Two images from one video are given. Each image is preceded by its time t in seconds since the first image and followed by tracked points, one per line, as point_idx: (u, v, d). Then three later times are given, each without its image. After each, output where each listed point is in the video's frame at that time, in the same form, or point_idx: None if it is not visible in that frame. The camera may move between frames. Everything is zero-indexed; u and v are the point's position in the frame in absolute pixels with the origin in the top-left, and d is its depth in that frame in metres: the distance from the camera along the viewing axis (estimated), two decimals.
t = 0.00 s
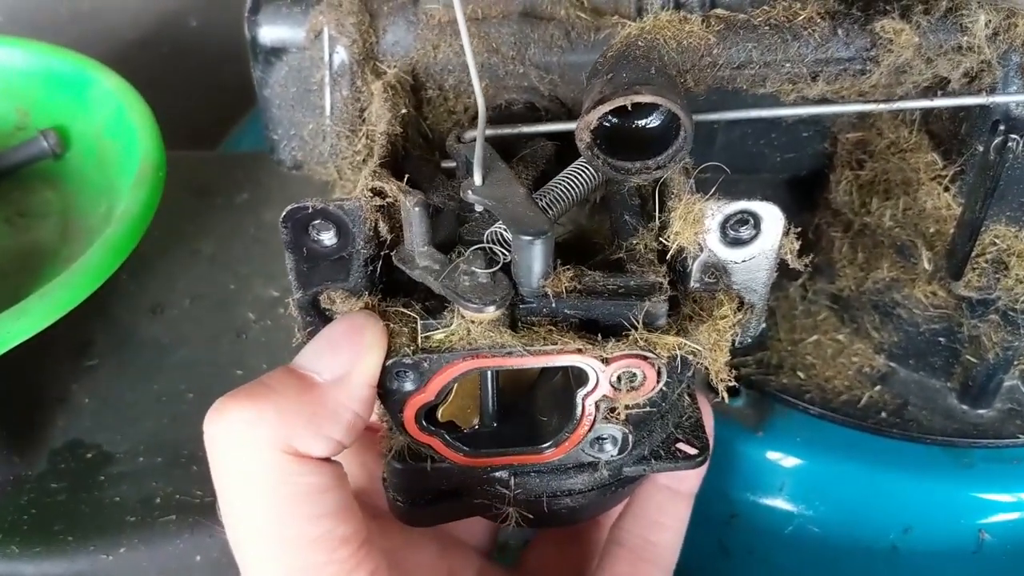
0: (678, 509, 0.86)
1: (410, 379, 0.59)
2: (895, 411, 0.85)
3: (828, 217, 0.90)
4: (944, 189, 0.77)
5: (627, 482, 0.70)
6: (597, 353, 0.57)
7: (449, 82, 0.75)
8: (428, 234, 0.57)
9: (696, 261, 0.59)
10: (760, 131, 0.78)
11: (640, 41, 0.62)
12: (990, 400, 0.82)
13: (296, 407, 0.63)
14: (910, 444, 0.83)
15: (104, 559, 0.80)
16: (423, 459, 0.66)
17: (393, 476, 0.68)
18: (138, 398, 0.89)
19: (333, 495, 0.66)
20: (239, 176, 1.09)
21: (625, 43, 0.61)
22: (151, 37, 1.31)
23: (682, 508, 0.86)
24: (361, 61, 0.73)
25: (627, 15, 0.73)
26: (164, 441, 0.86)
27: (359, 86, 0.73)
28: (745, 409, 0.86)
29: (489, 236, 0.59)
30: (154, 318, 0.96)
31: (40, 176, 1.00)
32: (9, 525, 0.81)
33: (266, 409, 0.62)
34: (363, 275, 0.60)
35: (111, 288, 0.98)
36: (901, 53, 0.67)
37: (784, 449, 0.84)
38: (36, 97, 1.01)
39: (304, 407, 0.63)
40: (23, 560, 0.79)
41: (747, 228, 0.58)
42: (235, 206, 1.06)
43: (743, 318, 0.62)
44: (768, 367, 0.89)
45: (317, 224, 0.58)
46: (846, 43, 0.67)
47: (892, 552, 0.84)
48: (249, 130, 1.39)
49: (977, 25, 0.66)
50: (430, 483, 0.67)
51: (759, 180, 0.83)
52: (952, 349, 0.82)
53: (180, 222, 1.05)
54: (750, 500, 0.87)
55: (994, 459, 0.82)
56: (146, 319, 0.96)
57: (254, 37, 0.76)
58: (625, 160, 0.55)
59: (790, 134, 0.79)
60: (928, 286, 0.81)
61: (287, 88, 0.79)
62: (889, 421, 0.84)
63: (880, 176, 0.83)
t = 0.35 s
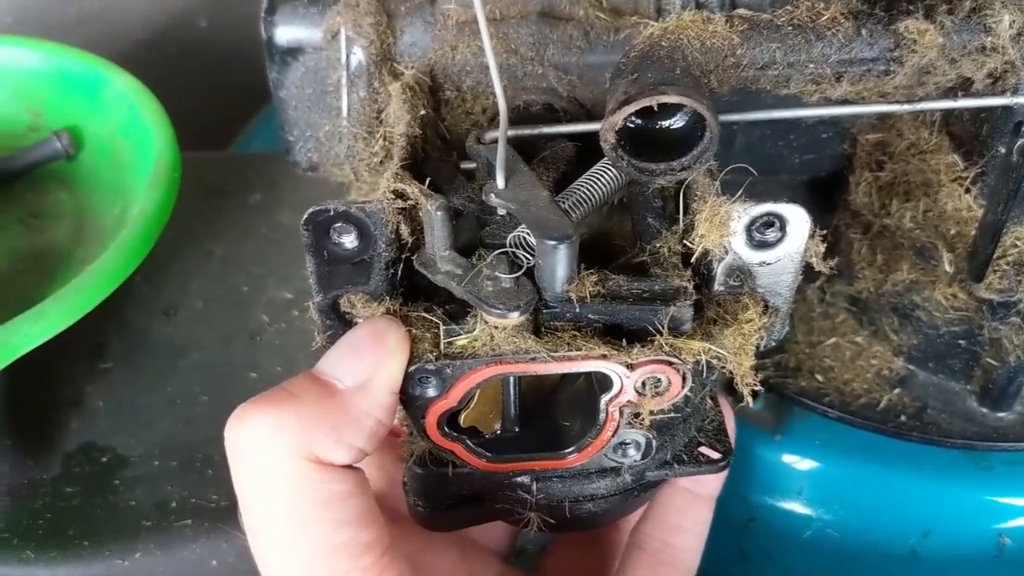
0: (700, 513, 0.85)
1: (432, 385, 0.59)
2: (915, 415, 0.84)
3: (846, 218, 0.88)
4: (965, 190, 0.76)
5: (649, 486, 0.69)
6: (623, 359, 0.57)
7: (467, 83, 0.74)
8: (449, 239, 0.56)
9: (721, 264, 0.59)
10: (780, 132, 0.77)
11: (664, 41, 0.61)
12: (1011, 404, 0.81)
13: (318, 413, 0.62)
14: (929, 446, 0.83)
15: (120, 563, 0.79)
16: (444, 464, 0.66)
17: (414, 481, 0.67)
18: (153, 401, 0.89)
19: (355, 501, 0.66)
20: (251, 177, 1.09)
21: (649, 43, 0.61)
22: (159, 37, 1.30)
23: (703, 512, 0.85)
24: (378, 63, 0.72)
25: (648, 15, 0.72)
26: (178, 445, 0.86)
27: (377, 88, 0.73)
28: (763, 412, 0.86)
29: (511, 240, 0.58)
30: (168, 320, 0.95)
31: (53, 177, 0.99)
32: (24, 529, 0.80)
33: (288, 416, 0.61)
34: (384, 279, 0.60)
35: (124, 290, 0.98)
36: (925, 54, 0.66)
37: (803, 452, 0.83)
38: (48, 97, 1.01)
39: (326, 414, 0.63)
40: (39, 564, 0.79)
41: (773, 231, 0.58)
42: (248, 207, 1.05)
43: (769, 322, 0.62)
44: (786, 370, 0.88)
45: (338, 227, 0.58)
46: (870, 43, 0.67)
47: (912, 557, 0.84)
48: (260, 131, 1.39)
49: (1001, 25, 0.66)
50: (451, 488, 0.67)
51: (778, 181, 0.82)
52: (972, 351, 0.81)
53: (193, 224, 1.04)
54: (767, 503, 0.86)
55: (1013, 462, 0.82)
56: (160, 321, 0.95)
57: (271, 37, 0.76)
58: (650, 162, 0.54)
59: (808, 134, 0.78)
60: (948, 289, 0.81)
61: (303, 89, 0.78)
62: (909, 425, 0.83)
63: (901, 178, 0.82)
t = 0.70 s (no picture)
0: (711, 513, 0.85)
1: (437, 382, 0.58)
2: (925, 417, 0.82)
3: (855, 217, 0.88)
4: (978, 188, 0.76)
5: (658, 484, 0.68)
6: (627, 353, 0.56)
7: (473, 81, 0.74)
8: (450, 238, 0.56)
9: (732, 263, 0.58)
10: (788, 130, 0.76)
11: (670, 38, 0.60)
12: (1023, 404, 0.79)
13: (321, 412, 0.61)
14: (941, 447, 0.82)
15: (122, 566, 0.78)
16: (450, 463, 0.65)
17: (420, 482, 0.66)
18: (156, 402, 0.88)
19: (360, 499, 0.65)
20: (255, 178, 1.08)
21: (655, 40, 0.60)
22: (164, 35, 1.29)
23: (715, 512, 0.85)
24: (384, 60, 0.72)
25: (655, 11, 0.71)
26: (181, 448, 0.85)
27: (382, 85, 0.73)
28: (771, 413, 0.85)
29: (512, 235, 0.57)
30: (171, 321, 0.95)
31: (56, 178, 0.99)
32: (26, 531, 0.80)
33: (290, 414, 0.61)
34: (390, 279, 0.59)
35: (127, 291, 0.97)
36: (936, 50, 0.65)
37: (812, 454, 0.83)
38: (51, 97, 1.00)
39: (329, 412, 0.62)
40: (40, 568, 0.78)
41: (784, 230, 0.57)
42: (252, 207, 1.05)
43: (779, 322, 0.61)
44: (794, 371, 0.87)
45: (343, 226, 0.57)
46: (880, 40, 0.66)
47: (923, 559, 0.83)
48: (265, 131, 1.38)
49: (1013, 22, 0.64)
50: (455, 488, 0.66)
51: (789, 179, 0.81)
52: (983, 352, 0.81)
53: (196, 224, 1.03)
54: (777, 506, 0.86)
55: None
56: (163, 322, 0.94)
57: (274, 35, 0.75)
58: (655, 160, 0.53)
59: (820, 132, 0.77)
60: (960, 288, 0.79)
61: (308, 88, 0.77)
62: (919, 425, 0.81)
63: (911, 176, 0.81)
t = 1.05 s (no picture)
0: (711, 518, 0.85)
1: (419, 381, 0.58)
2: (924, 416, 0.82)
3: (854, 218, 0.88)
4: (976, 189, 0.76)
5: (650, 490, 0.68)
6: (607, 356, 0.56)
7: (471, 80, 0.74)
8: (436, 239, 0.56)
9: (729, 263, 0.58)
10: (787, 131, 0.76)
11: (668, 41, 0.60)
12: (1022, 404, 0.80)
13: (300, 408, 0.62)
14: (938, 447, 0.82)
15: (120, 566, 0.78)
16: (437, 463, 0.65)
17: (414, 482, 0.66)
18: (154, 402, 0.88)
19: (344, 493, 0.65)
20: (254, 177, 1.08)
21: (654, 43, 0.60)
22: (163, 35, 1.29)
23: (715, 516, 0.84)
24: (381, 61, 0.72)
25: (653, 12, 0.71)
26: (180, 448, 0.85)
27: (379, 87, 0.73)
28: (769, 413, 0.86)
29: (496, 236, 0.56)
30: (169, 321, 0.94)
31: (54, 178, 0.98)
32: (24, 531, 0.79)
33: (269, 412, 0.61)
34: (386, 280, 0.59)
35: (126, 291, 0.97)
36: (933, 52, 0.65)
37: (810, 454, 0.83)
38: (50, 96, 1.00)
39: (308, 408, 0.62)
40: (38, 568, 0.78)
41: (781, 230, 0.56)
42: (250, 207, 1.05)
43: (776, 322, 0.61)
44: (793, 370, 0.87)
45: (338, 227, 0.57)
46: (877, 42, 0.65)
47: (922, 560, 0.83)
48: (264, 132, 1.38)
49: (1011, 23, 0.64)
50: (444, 488, 0.66)
51: (789, 179, 0.81)
52: (982, 352, 0.81)
53: (195, 224, 1.03)
54: (776, 506, 0.86)
55: None
56: (162, 322, 0.94)
57: (272, 36, 0.75)
58: (653, 163, 0.53)
59: (817, 133, 0.77)
60: (958, 289, 0.79)
61: (306, 87, 0.77)
62: (917, 426, 0.81)
63: (910, 177, 0.81)
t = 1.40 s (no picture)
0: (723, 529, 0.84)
1: (411, 376, 0.58)
2: (927, 413, 0.82)
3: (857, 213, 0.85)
4: (980, 183, 0.75)
5: (655, 494, 0.67)
6: (599, 352, 0.55)
7: (472, 74, 0.73)
8: (435, 233, 0.56)
9: (732, 256, 0.57)
10: (789, 126, 0.75)
11: (672, 33, 0.59)
12: None
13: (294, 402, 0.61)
14: (942, 445, 0.81)
15: (119, 564, 0.78)
16: (435, 460, 0.64)
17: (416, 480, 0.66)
18: (153, 399, 0.87)
19: (338, 488, 0.64)
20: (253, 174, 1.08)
21: (658, 34, 0.59)
22: (161, 33, 1.28)
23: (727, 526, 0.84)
24: (381, 55, 0.71)
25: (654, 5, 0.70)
26: (179, 445, 0.84)
27: (379, 79, 0.72)
28: (773, 410, 0.85)
29: (491, 231, 0.56)
30: (168, 318, 0.94)
31: (52, 174, 0.98)
32: (22, 529, 0.79)
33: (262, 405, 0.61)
34: (387, 275, 0.59)
35: (124, 288, 0.96)
36: (940, 44, 0.65)
37: (814, 451, 0.83)
38: (49, 92, 0.99)
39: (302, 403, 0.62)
40: (36, 566, 0.77)
41: (786, 223, 0.56)
42: (249, 203, 1.04)
43: (781, 317, 0.60)
44: (796, 368, 0.86)
45: (339, 220, 0.57)
46: (884, 34, 0.65)
47: (925, 558, 0.82)
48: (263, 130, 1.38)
49: (1018, 14, 0.63)
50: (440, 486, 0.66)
51: (793, 173, 0.80)
52: (986, 350, 0.79)
53: (194, 221, 1.03)
54: (780, 504, 0.85)
55: None
56: (161, 319, 0.94)
57: (272, 30, 0.74)
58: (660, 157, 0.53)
59: (820, 128, 0.76)
60: (962, 285, 0.78)
61: (305, 82, 0.76)
62: (921, 423, 0.81)
63: (913, 172, 0.80)
